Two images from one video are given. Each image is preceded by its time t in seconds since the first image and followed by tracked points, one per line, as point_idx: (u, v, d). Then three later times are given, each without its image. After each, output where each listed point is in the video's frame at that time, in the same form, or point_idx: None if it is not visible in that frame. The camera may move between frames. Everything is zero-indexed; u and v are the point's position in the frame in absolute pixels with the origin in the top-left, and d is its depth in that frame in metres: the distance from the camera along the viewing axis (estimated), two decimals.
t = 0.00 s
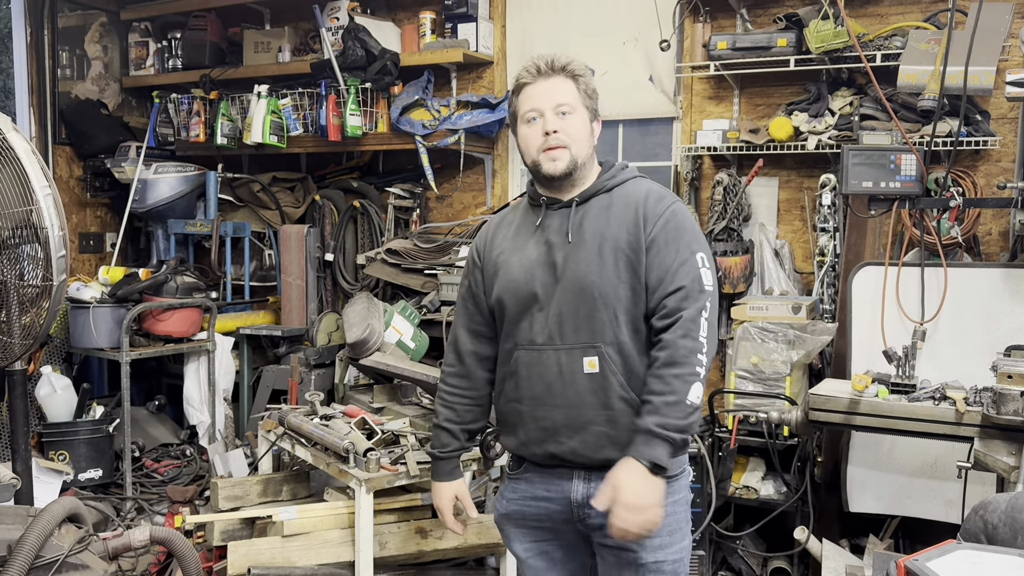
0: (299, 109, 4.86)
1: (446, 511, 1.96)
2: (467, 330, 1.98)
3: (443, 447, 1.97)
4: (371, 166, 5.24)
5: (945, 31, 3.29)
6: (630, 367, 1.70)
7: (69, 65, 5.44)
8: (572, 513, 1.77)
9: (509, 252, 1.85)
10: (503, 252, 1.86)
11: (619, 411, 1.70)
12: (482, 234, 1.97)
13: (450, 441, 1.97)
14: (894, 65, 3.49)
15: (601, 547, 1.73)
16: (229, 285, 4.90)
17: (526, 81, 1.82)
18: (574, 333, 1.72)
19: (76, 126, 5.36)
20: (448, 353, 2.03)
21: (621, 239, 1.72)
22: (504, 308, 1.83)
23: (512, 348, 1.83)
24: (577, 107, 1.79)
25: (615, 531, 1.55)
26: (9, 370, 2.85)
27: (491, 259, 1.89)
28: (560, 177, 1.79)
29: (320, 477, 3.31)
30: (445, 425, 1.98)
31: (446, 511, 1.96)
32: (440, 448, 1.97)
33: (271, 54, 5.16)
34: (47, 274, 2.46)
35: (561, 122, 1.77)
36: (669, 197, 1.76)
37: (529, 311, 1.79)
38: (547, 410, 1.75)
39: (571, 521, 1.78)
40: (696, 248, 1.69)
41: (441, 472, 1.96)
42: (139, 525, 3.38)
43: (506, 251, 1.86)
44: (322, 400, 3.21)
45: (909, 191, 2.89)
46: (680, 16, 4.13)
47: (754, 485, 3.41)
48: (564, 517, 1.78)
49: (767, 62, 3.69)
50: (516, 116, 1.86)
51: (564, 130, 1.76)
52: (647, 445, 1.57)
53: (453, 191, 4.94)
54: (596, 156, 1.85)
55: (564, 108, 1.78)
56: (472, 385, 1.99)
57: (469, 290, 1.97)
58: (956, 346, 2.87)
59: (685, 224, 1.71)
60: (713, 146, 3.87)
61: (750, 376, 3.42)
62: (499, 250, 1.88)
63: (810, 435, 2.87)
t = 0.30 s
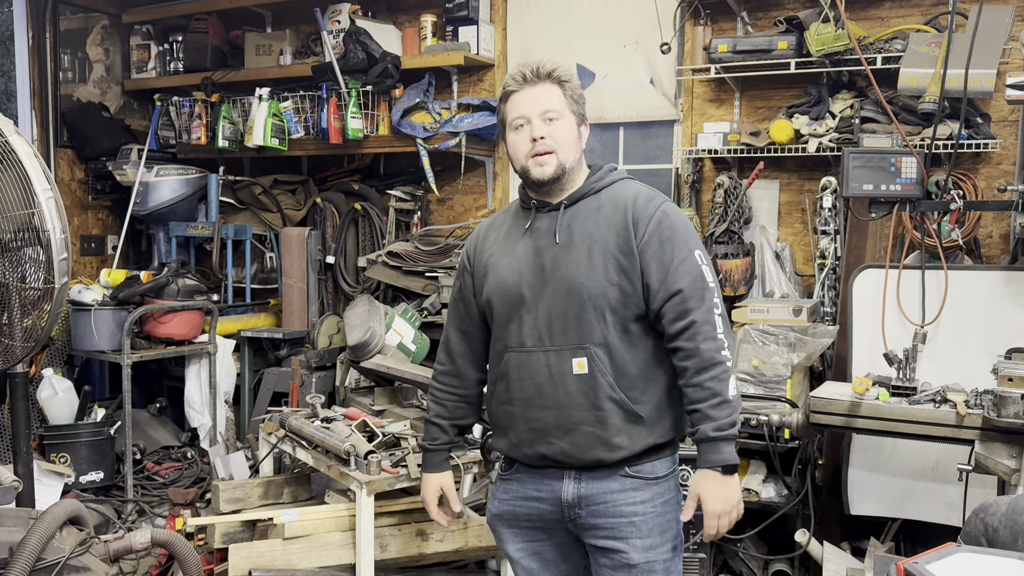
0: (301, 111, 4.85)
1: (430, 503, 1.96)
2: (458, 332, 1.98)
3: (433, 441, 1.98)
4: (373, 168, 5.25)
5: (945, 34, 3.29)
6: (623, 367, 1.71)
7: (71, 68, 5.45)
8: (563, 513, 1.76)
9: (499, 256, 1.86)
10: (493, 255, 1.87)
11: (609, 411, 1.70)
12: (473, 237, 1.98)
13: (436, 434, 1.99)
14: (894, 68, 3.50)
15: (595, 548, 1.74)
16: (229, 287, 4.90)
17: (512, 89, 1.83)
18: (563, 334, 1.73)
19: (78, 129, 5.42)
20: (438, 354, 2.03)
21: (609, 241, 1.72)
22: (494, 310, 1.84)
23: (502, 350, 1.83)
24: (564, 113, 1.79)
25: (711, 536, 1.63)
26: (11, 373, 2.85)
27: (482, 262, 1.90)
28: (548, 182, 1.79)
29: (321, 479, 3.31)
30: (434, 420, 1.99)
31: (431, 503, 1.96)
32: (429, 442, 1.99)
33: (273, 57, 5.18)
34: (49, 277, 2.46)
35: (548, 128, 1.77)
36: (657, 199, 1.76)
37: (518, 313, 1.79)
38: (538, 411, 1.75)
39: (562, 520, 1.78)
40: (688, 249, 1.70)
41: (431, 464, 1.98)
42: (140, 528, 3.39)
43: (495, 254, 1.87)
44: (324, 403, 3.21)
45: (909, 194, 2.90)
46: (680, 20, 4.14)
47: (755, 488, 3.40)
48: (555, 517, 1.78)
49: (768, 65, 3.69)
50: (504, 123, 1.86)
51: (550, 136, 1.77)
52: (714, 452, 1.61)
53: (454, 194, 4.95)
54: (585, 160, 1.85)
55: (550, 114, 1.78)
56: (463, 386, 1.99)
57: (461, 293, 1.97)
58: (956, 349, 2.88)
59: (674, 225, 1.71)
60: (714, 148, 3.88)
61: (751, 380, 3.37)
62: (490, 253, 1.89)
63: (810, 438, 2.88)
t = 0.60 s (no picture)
0: (302, 114, 4.85)
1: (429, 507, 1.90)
2: (459, 330, 1.99)
3: (432, 441, 1.95)
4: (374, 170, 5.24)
5: (946, 36, 3.29)
6: (617, 366, 1.71)
7: (73, 70, 5.47)
8: (560, 513, 1.76)
9: (498, 255, 1.86)
10: (493, 255, 1.87)
11: (604, 409, 1.70)
12: (474, 237, 1.99)
13: (437, 432, 1.96)
14: (895, 70, 3.50)
15: (592, 548, 1.74)
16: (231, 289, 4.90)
17: (514, 92, 1.83)
18: (560, 333, 1.73)
19: (80, 132, 5.36)
20: (439, 351, 2.03)
21: (605, 241, 1.73)
22: (492, 309, 1.84)
23: (500, 349, 1.83)
24: (565, 116, 1.79)
25: (601, 526, 1.59)
26: (12, 374, 2.86)
27: (481, 262, 1.90)
28: (550, 184, 1.79)
29: (322, 481, 3.31)
30: (434, 419, 1.97)
31: (429, 507, 1.89)
32: (428, 443, 1.95)
33: (274, 59, 5.18)
34: (50, 278, 2.46)
35: (550, 131, 1.78)
36: (654, 200, 1.77)
37: (516, 312, 1.79)
38: (535, 409, 1.75)
39: (559, 521, 1.78)
40: (681, 250, 1.70)
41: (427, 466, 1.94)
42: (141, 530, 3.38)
43: (494, 254, 1.87)
44: (325, 404, 3.21)
45: (910, 196, 2.90)
46: (681, 22, 4.14)
47: (756, 490, 3.43)
48: (552, 517, 1.78)
49: (769, 67, 3.69)
50: (505, 125, 1.86)
51: (552, 139, 1.77)
52: (639, 447, 1.59)
53: (455, 196, 4.95)
54: (586, 162, 1.86)
55: (552, 117, 1.79)
56: (463, 385, 1.99)
57: (461, 292, 1.98)
58: (957, 350, 2.87)
59: (669, 227, 1.71)
60: (715, 151, 3.89)
61: (751, 381, 3.43)
62: (490, 252, 1.89)
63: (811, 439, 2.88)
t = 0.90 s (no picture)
0: (303, 116, 4.86)
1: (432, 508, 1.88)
2: (457, 332, 2.00)
3: (433, 442, 1.95)
4: (374, 172, 5.25)
5: (945, 39, 3.30)
6: (611, 367, 1.71)
7: (74, 73, 5.49)
8: (555, 516, 1.76)
9: (495, 257, 1.87)
10: (491, 257, 1.88)
11: (599, 411, 1.71)
12: (473, 240, 1.99)
13: (438, 433, 1.96)
14: (894, 73, 3.51)
15: (588, 551, 1.75)
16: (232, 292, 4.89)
17: (511, 96, 1.83)
18: (555, 335, 1.73)
19: (81, 134, 5.38)
20: (439, 354, 2.04)
21: (601, 244, 1.73)
22: (489, 311, 1.85)
23: (497, 351, 1.84)
24: (562, 120, 1.79)
25: (565, 514, 1.59)
26: (13, 376, 2.86)
27: (480, 264, 1.91)
28: (548, 188, 1.80)
29: (322, 483, 3.32)
30: (435, 420, 1.97)
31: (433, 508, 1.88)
32: (429, 444, 1.94)
33: (275, 62, 5.19)
34: (50, 280, 2.47)
35: (547, 135, 1.78)
36: (650, 204, 1.77)
37: (512, 314, 1.80)
38: (530, 411, 1.76)
39: (555, 523, 1.78)
40: (676, 252, 1.70)
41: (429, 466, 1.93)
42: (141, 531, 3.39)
43: (492, 256, 1.88)
44: (325, 406, 3.21)
45: (909, 199, 2.91)
46: (681, 24, 4.15)
47: (755, 492, 3.43)
48: (548, 519, 1.78)
49: (768, 69, 3.70)
50: (503, 129, 1.86)
51: (549, 143, 1.77)
52: (614, 441, 1.58)
53: (455, 198, 4.96)
54: (583, 165, 1.86)
55: (548, 121, 1.78)
56: (462, 386, 2.00)
57: (460, 295, 1.99)
58: (956, 353, 2.88)
59: (664, 230, 1.72)
60: (714, 153, 3.89)
61: (751, 383, 3.43)
62: (488, 254, 1.90)
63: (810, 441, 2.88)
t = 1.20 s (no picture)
0: (304, 118, 4.87)
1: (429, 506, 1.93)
2: (454, 335, 2.00)
3: (432, 446, 1.96)
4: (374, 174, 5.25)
5: (944, 40, 3.31)
6: (612, 369, 1.72)
7: (74, 74, 5.51)
8: (554, 518, 1.76)
9: (494, 259, 1.87)
10: (490, 259, 1.89)
11: (599, 413, 1.71)
12: (471, 242, 2.00)
13: (436, 437, 1.98)
14: (894, 74, 3.51)
15: (587, 552, 1.75)
16: (232, 293, 4.90)
17: (509, 98, 1.84)
18: (555, 337, 1.74)
19: (82, 135, 5.39)
20: (436, 357, 2.04)
21: (601, 246, 1.73)
22: (488, 312, 1.85)
23: (496, 353, 1.84)
24: (560, 122, 1.80)
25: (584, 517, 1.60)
26: (14, 378, 2.86)
27: (479, 267, 1.92)
28: (546, 189, 1.81)
29: (322, 484, 3.32)
30: (432, 424, 1.99)
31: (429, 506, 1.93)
32: (427, 447, 1.96)
33: (275, 63, 5.19)
34: (51, 282, 2.48)
35: (545, 136, 1.78)
36: (649, 205, 1.78)
37: (512, 316, 1.80)
38: (529, 412, 1.76)
39: (554, 525, 1.78)
40: (676, 254, 1.71)
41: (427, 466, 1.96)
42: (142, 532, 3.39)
43: (492, 257, 1.88)
44: (325, 408, 3.21)
45: (909, 200, 2.91)
46: (681, 26, 4.15)
47: (756, 494, 3.42)
48: (547, 521, 1.78)
49: (768, 71, 3.70)
50: (501, 130, 1.87)
51: (547, 144, 1.78)
52: (630, 441, 1.60)
53: (456, 200, 4.96)
54: (581, 167, 1.87)
55: (546, 123, 1.79)
56: (460, 390, 2.00)
57: (458, 297, 1.99)
58: (955, 354, 2.88)
59: (664, 231, 1.73)
60: (714, 155, 3.89)
61: (751, 385, 3.43)
62: (487, 256, 1.90)
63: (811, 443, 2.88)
